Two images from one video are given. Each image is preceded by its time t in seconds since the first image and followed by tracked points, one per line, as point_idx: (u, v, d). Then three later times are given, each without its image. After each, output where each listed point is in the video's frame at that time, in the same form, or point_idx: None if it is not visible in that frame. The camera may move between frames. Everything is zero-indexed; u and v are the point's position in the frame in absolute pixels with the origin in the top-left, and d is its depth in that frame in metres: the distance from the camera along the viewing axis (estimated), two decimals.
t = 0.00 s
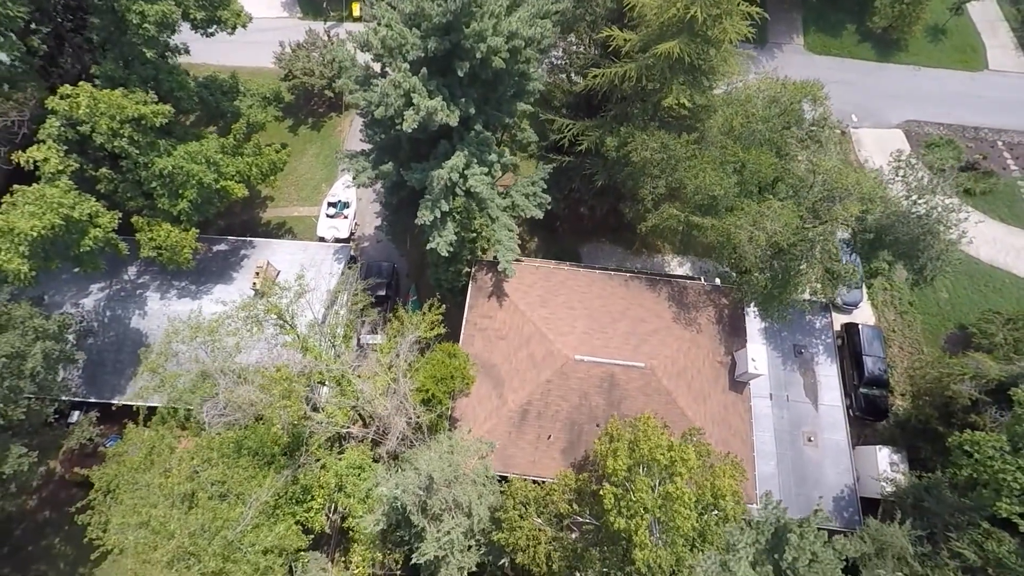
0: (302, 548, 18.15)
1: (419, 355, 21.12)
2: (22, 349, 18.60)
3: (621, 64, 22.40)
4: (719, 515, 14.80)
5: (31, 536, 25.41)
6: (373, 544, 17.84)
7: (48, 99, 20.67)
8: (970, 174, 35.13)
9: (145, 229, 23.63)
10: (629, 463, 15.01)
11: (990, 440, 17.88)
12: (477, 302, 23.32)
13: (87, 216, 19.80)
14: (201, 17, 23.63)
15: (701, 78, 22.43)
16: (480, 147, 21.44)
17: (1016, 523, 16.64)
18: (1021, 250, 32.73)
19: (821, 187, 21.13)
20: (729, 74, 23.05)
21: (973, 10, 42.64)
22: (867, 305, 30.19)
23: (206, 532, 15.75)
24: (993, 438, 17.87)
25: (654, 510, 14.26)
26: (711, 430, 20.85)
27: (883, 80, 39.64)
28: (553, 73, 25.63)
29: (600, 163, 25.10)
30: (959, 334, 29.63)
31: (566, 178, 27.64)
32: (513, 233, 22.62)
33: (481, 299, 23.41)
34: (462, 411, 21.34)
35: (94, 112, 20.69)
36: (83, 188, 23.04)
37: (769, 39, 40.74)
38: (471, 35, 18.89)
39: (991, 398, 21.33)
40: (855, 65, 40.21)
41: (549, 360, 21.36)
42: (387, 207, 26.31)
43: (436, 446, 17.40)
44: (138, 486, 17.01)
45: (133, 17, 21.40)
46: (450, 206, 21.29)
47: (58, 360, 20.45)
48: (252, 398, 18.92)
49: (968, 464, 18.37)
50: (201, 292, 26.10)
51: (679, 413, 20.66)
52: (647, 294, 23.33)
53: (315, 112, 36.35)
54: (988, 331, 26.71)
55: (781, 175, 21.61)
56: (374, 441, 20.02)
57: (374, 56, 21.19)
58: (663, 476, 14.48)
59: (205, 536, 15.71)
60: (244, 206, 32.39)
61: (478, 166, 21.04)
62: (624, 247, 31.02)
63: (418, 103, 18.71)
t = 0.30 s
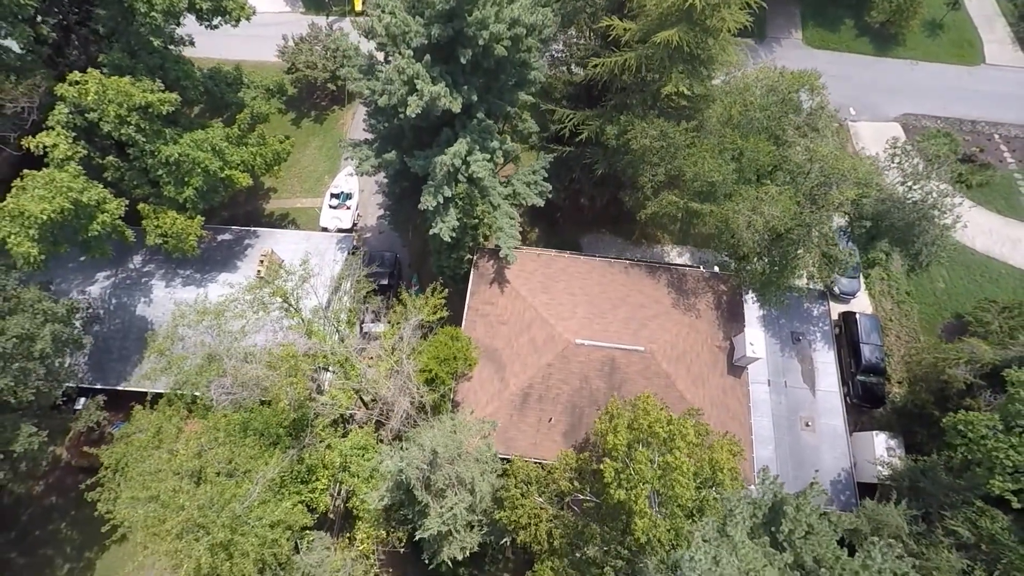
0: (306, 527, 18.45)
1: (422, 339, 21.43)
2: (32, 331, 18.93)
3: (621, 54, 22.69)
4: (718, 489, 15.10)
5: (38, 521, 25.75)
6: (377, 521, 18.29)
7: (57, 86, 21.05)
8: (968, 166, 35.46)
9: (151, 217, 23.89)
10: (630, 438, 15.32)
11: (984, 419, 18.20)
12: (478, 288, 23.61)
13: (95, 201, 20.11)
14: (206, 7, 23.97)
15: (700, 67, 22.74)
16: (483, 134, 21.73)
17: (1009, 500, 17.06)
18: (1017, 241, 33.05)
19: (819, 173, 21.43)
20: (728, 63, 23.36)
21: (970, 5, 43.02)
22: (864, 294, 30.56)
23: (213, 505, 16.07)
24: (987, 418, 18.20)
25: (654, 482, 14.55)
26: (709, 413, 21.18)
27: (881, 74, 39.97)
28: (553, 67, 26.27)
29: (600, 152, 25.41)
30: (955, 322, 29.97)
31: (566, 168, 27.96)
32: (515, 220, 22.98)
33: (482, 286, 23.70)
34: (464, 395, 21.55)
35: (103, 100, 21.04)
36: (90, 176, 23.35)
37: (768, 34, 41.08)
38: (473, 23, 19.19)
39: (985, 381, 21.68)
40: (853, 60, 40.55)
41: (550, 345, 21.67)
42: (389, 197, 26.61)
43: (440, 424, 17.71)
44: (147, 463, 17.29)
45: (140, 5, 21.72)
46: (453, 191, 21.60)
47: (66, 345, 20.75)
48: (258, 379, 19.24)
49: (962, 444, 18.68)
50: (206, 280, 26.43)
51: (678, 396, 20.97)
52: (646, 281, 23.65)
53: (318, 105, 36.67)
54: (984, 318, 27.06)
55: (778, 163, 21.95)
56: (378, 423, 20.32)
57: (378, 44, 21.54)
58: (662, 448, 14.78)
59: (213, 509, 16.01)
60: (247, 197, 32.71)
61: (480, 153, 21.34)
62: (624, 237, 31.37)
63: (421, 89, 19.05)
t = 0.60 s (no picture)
0: (312, 504, 18.73)
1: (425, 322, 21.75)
2: (42, 312, 19.24)
3: (620, 42, 22.98)
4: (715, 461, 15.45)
5: (45, 505, 26.09)
6: (381, 497, 18.63)
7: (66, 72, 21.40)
8: (964, 157, 35.80)
9: (158, 203, 24.17)
10: (630, 409, 15.70)
11: (978, 397, 18.61)
12: (480, 273, 23.93)
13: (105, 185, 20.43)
14: None
15: (699, 55, 23.08)
16: (485, 120, 22.05)
17: (1001, 475, 17.50)
18: (1013, 231, 33.39)
19: (815, 158, 21.76)
20: (726, 51, 23.71)
21: None
22: (861, 283, 30.93)
23: (222, 477, 16.41)
24: (980, 396, 18.61)
25: (653, 450, 14.91)
26: (708, 394, 21.49)
27: (879, 68, 40.30)
28: (554, 58, 26.47)
29: (600, 140, 25.74)
30: (951, 310, 30.18)
31: (567, 157, 28.31)
32: (516, 206, 23.35)
33: (484, 271, 24.03)
34: (466, 377, 21.91)
35: (111, 85, 21.40)
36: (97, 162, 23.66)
37: (767, 28, 41.44)
38: (476, 9, 19.54)
39: (980, 364, 22.00)
40: (851, 53, 40.89)
41: (551, 328, 22.00)
42: (392, 185, 26.93)
43: (443, 402, 18.02)
44: (155, 441, 17.56)
45: None
46: (456, 176, 21.92)
47: (74, 327, 21.05)
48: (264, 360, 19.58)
49: (956, 422, 19.09)
50: (211, 268, 26.74)
51: (677, 377, 21.29)
52: (646, 266, 23.99)
53: (320, 97, 37.01)
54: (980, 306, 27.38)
55: (776, 149, 22.25)
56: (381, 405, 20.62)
57: (382, 32, 21.89)
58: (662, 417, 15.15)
59: (221, 481, 16.33)
60: (251, 188, 33.07)
61: (482, 138, 21.66)
62: (623, 227, 31.71)
63: (425, 73, 19.40)
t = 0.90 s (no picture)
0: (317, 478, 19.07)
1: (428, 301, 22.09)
2: (54, 289, 19.62)
3: (620, 27, 23.21)
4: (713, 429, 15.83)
5: (53, 484, 26.45)
6: (386, 469, 19.09)
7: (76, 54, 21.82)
8: (962, 147, 36.16)
9: (165, 186, 24.52)
10: (630, 377, 16.11)
11: (971, 371, 18.95)
12: (482, 255, 24.31)
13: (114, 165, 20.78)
14: None
15: (698, 40, 23.43)
16: (487, 103, 22.43)
17: (994, 447, 17.77)
18: (1009, 219, 33.75)
19: (812, 141, 22.13)
20: (725, 37, 24.07)
21: None
22: (859, 269, 31.33)
23: (231, 444, 16.81)
24: (974, 370, 18.94)
25: (653, 415, 15.31)
26: (706, 372, 21.84)
27: (877, 60, 40.64)
28: (555, 47, 26.92)
29: (600, 125, 26.08)
30: (947, 296, 30.58)
31: (567, 143, 28.71)
32: (517, 190, 23.72)
33: (486, 253, 24.40)
34: (469, 355, 22.28)
35: (120, 67, 21.80)
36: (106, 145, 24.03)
37: (766, 20, 41.83)
38: None
39: (974, 343, 22.23)
40: (849, 44, 41.25)
41: (552, 308, 22.37)
42: (395, 170, 27.27)
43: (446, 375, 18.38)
44: (165, 412, 17.92)
45: None
46: (459, 158, 22.29)
47: (84, 305, 21.44)
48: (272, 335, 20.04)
49: (950, 395, 19.41)
50: (216, 252, 27.07)
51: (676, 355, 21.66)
52: (646, 249, 24.37)
53: (324, 88, 37.39)
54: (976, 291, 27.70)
55: (774, 133, 22.61)
56: (386, 383, 20.98)
57: (386, 17, 22.30)
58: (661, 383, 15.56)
59: (231, 449, 16.73)
60: (255, 176, 33.46)
61: (485, 121, 22.04)
62: (624, 214, 32.08)
63: (428, 54, 19.80)
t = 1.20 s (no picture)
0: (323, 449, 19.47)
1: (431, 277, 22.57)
2: (65, 263, 20.01)
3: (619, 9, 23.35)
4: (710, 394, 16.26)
5: (61, 463, 26.78)
6: (390, 438, 19.56)
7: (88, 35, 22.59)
8: (958, 134, 36.53)
9: (172, 167, 24.93)
10: (629, 343, 16.53)
11: (963, 342, 19.40)
12: (484, 235, 24.72)
13: (124, 143, 21.18)
14: None
15: (696, 23, 23.82)
16: (489, 84, 22.84)
17: (985, 415, 18.17)
18: (1004, 205, 34.13)
19: (808, 120, 22.56)
20: (722, 20, 24.46)
21: None
22: (855, 254, 31.77)
23: (241, 408, 17.18)
24: (966, 341, 19.40)
25: (652, 378, 15.73)
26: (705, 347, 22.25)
27: (874, 49, 41.02)
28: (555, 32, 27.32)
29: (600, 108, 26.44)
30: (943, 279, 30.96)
31: (568, 128, 29.10)
32: (518, 170, 24.13)
33: (488, 234, 24.82)
34: (471, 332, 22.69)
35: (129, 48, 22.48)
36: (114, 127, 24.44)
37: (765, 10, 42.25)
38: None
39: (967, 319, 22.68)
40: (847, 34, 41.63)
41: (553, 285, 22.78)
42: (399, 153, 27.68)
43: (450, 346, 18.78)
44: (175, 380, 18.31)
45: None
46: (461, 137, 22.70)
47: (94, 280, 21.84)
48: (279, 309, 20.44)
49: (943, 367, 19.84)
50: (222, 235, 27.45)
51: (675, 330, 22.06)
52: (645, 229, 24.77)
53: (326, 76, 37.75)
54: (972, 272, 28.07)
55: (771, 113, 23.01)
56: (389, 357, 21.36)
57: None
58: (660, 346, 15.96)
59: (241, 413, 17.05)
60: (259, 162, 33.81)
61: (487, 100, 22.42)
62: (623, 199, 32.45)
63: (432, 33, 20.29)
